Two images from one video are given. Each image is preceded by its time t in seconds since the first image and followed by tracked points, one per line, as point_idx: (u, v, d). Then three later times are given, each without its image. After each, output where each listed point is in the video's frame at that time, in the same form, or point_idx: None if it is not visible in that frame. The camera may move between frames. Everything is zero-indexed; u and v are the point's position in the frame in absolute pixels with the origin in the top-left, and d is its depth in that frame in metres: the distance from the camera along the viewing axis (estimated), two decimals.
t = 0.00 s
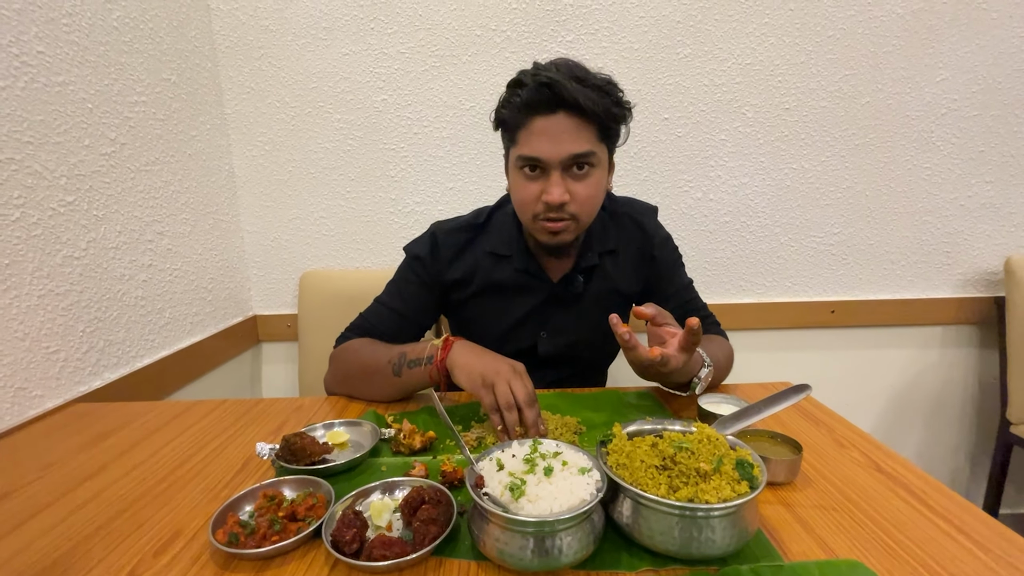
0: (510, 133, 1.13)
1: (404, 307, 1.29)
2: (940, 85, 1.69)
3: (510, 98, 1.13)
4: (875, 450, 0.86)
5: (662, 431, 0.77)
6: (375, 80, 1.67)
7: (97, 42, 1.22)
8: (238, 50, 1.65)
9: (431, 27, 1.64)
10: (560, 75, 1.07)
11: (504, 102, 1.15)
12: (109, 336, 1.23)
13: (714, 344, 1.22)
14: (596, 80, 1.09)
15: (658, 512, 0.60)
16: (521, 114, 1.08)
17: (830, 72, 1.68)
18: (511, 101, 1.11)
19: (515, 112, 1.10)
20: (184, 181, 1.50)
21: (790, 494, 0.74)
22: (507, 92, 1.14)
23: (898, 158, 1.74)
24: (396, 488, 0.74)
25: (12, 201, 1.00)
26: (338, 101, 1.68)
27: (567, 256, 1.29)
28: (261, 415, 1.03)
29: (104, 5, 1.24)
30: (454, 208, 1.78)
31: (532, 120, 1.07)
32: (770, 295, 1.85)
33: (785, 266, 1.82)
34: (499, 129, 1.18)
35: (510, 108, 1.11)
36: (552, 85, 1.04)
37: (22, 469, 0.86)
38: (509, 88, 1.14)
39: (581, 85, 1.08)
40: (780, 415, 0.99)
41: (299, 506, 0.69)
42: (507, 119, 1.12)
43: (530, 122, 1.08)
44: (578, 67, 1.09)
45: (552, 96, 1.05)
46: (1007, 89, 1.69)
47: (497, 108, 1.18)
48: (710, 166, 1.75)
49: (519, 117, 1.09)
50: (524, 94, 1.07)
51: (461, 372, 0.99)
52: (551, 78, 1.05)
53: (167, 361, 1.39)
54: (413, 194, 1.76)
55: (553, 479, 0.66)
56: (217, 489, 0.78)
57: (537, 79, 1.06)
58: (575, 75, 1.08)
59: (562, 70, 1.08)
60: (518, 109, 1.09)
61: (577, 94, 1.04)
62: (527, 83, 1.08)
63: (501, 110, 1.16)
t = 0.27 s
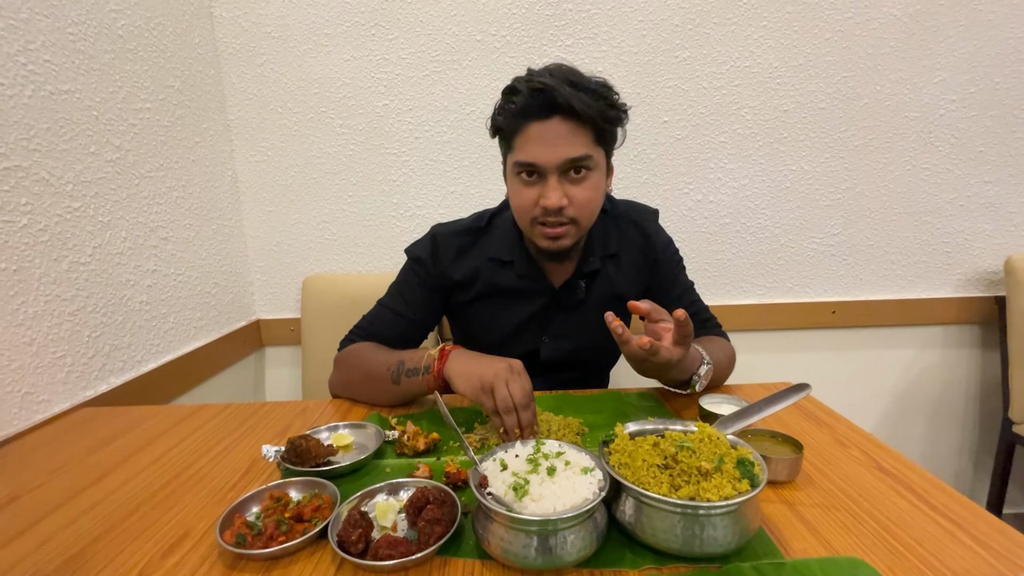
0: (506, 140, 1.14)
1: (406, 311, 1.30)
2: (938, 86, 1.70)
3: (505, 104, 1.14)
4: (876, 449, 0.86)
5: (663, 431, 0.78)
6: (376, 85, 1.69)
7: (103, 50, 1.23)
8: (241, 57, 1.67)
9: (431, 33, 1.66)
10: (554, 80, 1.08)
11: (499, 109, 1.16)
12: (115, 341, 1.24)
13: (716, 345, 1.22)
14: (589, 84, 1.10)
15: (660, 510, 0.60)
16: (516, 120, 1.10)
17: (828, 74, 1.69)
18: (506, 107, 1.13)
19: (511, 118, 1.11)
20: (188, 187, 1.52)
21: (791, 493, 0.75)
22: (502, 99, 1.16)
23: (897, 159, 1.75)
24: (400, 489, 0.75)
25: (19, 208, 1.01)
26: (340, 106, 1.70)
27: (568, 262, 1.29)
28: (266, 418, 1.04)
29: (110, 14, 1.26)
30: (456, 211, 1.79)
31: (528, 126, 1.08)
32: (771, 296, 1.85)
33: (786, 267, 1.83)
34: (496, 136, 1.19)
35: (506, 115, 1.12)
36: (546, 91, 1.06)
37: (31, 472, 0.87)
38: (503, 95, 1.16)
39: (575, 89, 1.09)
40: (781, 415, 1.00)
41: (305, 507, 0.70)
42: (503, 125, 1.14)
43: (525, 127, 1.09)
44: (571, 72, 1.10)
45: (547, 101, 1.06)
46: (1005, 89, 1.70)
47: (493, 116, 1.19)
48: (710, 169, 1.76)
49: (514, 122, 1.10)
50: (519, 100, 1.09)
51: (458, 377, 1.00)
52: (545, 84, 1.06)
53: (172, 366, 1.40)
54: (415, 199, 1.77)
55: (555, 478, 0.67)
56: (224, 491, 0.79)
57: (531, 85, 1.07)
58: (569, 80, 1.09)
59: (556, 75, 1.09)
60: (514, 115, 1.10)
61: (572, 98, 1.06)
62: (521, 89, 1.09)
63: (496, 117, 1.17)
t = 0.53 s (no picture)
0: (503, 138, 1.15)
1: (405, 314, 1.30)
2: (935, 87, 1.70)
3: (500, 104, 1.15)
4: (874, 450, 0.86)
5: (660, 432, 0.78)
6: (375, 90, 1.70)
7: (103, 57, 1.24)
8: (241, 62, 1.68)
9: (429, 38, 1.67)
10: (548, 79, 1.10)
11: (495, 109, 1.17)
12: (115, 346, 1.24)
13: (712, 346, 1.23)
14: (583, 82, 1.12)
15: (656, 511, 0.61)
16: (512, 118, 1.11)
17: (825, 76, 1.70)
18: (502, 107, 1.14)
19: (507, 117, 1.12)
20: (188, 192, 1.53)
21: (788, 494, 0.75)
22: (497, 100, 1.17)
23: (895, 159, 1.75)
24: (398, 491, 0.75)
25: (19, 214, 1.02)
26: (340, 111, 1.70)
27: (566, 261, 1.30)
28: (265, 421, 1.04)
29: (110, 21, 1.27)
30: (455, 215, 1.79)
31: (524, 123, 1.09)
32: (770, 297, 1.85)
33: (785, 268, 1.83)
34: (492, 136, 1.20)
35: (502, 114, 1.13)
36: (541, 88, 1.07)
37: (31, 477, 0.87)
38: (499, 96, 1.17)
39: (570, 86, 1.10)
40: (779, 416, 1.00)
41: (303, 510, 0.70)
42: (499, 124, 1.15)
43: (521, 125, 1.10)
44: (564, 71, 1.12)
45: (542, 98, 1.08)
46: (1002, 90, 1.71)
47: (489, 117, 1.20)
48: (708, 170, 1.76)
49: (510, 121, 1.11)
50: (514, 99, 1.10)
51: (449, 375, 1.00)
52: (539, 82, 1.07)
53: (172, 370, 1.41)
54: (414, 202, 1.77)
55: (552, 480, 0.67)
56: (222, 495, 0.79)
57: (526, 83, 1.08)
58: (563, 77, 1.11)
59: (550, 74, 1.11)
60: (509, 113, 1.11)
61: (566, 94, 1.07)
62: (516, 88, 1.10)
63: (491, 117, 1.18)
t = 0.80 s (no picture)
0: (502, 137, 1.16)
1: (405, 317, 1.31)
2: (933, 89, 1.71)
3: (502, 104, 1.16)
4: (875, 454, 0.86)
5: (660, 437, 0.78)
6: (375, 96, 1.70)
7: (105, 65, 1.25)
8: (241, 69, 1.68)
9: (428, 44, 1.67)
10: (550, 82, 1.10)
11: (496, 108, 1.18)
12: (117, 352, 1.25)
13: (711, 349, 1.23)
14: (584, 88, 1.12)
15: (657, 517, 0.61)
16: (511, 119, 1.11)
17: (823, 79, 1.70)
18: (503, 107, 1.14)
19: (506, 117, 1.13)
20: (189, 199, 1.53)
21: (789, 498, 0.75)
22: (500, 99, 1.17)
23: (894, 161, 1.76)
24: (399, 498, 0.75)
25: (21, 222, 1.03)
26: (339, 117, 1.71)
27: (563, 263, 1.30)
28: (266, 428, 1.04)
29: (111, 30, 1.27)
30: (455, 219, 1.80)
31: (522, 125, 1.10)
32: (771, 299, 1.85)
33: (785, 271, 1.83)
34: (493, 134, 1.21)
35: (502, 114, 1.14)
36: (541, 91, 1.07)
37: (33, 485, 0.88)
38: (501, 96, 1.18)
39: (571, 92, 1.10)
40: (780, 420, 1.00)
41: (305, 517, 0.70)
42: (499, 124, 1.15)
43: (520, 126, 1.10)
44: (567, 75, 1.12)
45: (541, 101, 1.08)
46: (1000, 91, 1.71)
47: (491, 116, 1.21)
48: (707, 173, 1.77)
49: (509, 121, 1.12)
50: (515, 100, 1.11)
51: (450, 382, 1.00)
52: (541, 85, 1.08)
53: (173, 376, 1.41)
54: (414, 207, 1.78)
55: (552, 486, 0.67)
56: (224, 503, 0.79)
57: (527, 85, 1.09)
58: (564, 82, 1.11)
59: (552, 77, 1.11)
60: (509, 114, 1.12)
61: (565, 99, 1.07)
62: (518, 89, 1.11)
63: (493, 115, 1.19)
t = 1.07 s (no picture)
0: (506, 146, 1.16)
1: (408, 319, 1.31)
2: (932, 91, 1.71)
3: (507, 112, 1.16)
4: (878, 456, 0.86)
5: (663, 440, 0.78)
6: (376, 100, 1.71)
7: (109, 72, 1.26)
8: (243, 74, 1.69)
9: (429, 48, 1.68)
10: (554, 94, 1.10)
11: (501, 116, 1.18)
12: (120, 357, 1.25)
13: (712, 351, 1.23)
14: (589, 101, 1.11)
15: (660, 520, 0.61)
16: (515, 129, 1.12)
17: (823, 81, 1.71)
18: (508, 116, 1.14)
19: (511, 127, 1.13)
20: (192, 204, 1.54)
21: (792, 501, 0.75)
22: (505, 107, 1.17)
23: (894, 163, 1.76)
24: (403, 502, 0.75)
25: (26, 228, 1.03)
26: (341, 121, 1.72)
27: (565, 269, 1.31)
28: (269, 432, 1.05)
29: (114, 36, 1.28)
30: (456, 223, 1.80)
31: (525, 136, 1.10)
32: (772, 301, 1.85)
33: (786, 273, 1.84)
34: (497, 141, 1.21)
35: (507, 123, 1.14)
36: (545, 104, 1.07)
37: (39, 489, 0.88)
38: (506, 104, 1.17)
39: (575, 104, 1.10)
40: (783, 423, 1.00)
41: (310, 521, 0.70)
42: (504, 133, 1.16)
43: (523, 137, 1.11)
44: (572, 87, 1.11)
45: (545, 114, 1.08)
46: (999, 93, 1.72)
47: (495, 123, 1.21)
48: (708, 176, 1.77)
49: (513, 131, 1.12)
50: (519, 111, 1.10)
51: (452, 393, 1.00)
52: (545, 98, 1.08)
53: (176, 380, 1.41)
54: (416, 211, 1.79)
55: (556, 490, 0.68)
56: (228, 507, 0.79)
57: (532, 97, 1.09)
58: (569, 94, 1.11)
59: (557, 89, 1.11)
60: (513, 124, 1.12)
61: (569, 113, 1.07)
62: (522, 100, 1.11)
63: (498, 123, 1.20)
